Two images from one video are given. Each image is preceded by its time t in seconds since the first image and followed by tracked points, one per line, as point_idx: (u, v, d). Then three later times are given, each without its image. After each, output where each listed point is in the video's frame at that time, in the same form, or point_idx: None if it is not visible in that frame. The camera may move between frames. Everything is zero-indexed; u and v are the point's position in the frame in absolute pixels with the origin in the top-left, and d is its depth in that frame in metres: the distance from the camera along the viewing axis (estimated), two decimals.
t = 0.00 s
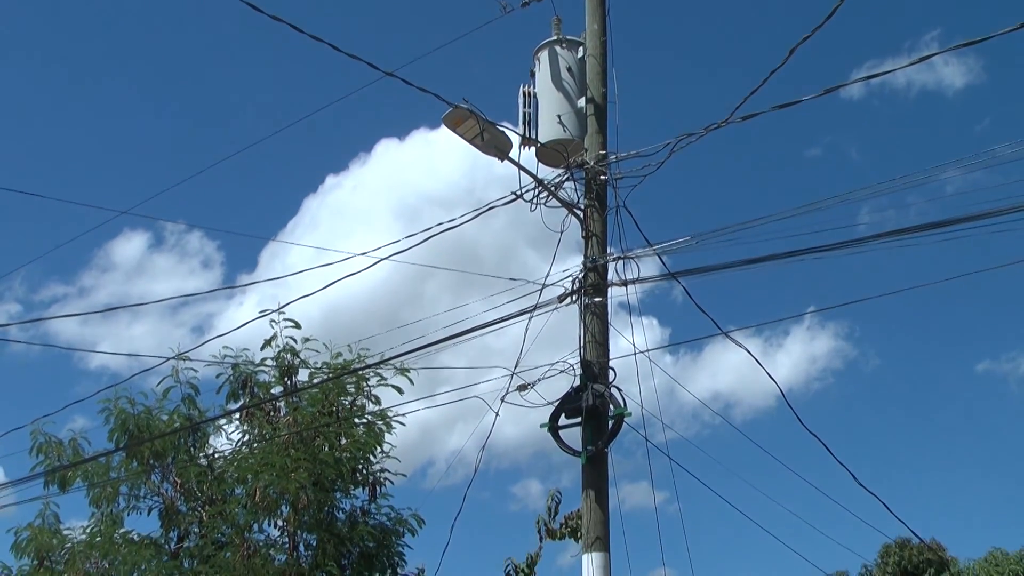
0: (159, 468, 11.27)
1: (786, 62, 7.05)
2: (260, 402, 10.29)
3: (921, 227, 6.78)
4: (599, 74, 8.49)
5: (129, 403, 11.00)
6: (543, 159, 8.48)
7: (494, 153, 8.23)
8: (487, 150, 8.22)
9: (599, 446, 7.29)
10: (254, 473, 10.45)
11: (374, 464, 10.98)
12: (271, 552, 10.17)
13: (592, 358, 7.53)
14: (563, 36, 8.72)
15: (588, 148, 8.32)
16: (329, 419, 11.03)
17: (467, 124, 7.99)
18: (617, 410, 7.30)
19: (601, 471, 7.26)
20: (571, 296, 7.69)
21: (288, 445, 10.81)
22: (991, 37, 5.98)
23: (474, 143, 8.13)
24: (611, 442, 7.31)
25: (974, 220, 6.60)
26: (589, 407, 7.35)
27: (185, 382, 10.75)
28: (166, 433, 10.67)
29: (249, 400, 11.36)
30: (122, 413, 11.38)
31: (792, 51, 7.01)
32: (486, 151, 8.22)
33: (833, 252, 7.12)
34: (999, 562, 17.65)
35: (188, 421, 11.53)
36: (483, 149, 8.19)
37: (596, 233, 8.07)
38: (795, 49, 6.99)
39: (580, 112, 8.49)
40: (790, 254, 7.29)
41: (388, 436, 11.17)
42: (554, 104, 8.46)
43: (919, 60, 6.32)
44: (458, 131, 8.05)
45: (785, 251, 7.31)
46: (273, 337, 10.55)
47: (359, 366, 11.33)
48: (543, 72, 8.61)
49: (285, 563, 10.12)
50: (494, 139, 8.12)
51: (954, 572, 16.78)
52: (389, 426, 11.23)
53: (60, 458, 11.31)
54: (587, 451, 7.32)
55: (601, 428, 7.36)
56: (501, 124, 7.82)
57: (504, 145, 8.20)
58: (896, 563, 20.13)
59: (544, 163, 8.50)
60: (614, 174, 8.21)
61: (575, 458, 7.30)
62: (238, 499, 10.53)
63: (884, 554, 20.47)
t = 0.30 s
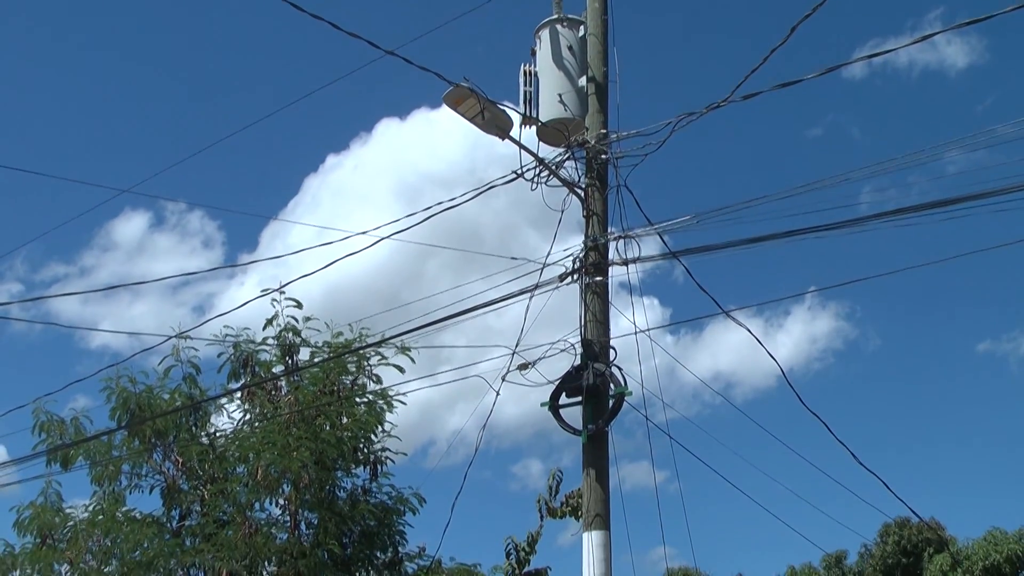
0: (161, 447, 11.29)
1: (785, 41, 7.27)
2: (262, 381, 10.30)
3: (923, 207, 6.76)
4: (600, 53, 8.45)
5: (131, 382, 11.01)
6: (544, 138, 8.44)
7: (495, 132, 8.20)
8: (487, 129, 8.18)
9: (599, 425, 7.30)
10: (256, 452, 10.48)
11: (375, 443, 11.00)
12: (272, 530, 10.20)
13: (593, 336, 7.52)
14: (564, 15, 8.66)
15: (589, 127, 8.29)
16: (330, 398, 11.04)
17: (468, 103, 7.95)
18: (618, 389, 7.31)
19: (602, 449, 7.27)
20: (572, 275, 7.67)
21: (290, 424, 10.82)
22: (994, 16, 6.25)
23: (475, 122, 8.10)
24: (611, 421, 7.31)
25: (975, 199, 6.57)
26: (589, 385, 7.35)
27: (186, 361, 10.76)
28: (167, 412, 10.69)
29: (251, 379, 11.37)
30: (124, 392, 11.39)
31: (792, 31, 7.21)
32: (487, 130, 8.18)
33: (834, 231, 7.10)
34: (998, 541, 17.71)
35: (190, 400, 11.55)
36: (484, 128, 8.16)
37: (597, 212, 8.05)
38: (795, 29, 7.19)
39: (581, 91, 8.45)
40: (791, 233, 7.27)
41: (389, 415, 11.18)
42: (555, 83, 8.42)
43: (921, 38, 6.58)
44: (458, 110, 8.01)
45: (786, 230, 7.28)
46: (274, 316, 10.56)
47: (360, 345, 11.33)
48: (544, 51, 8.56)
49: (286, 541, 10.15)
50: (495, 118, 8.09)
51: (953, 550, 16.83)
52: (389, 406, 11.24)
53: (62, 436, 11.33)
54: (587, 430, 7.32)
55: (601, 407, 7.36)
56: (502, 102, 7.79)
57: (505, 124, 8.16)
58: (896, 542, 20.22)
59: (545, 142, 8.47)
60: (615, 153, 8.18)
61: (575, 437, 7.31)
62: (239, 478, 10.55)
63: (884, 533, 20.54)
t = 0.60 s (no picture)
0: (162, 425, 11.31)
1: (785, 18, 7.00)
2: (262, 359, 10.30)
3: (924, 184, 6.72)
4: (600, 30, 8.39)
5: (131, 360, 11.01)
6: (544, 117, 8.40)
7: (495, 110, 8.15)
8: (488, 107, 8.14)
9: (599, 403, 7.29)
10: (256, 430, 10.49)
11: (375, 421, 11.01)
12: (273, 508, 10.22)
13: (593, 315, 7.51)
14: None
15: (590, 104, 8.24)
16: (331, 375, 11.04)
17: (468, 81, 7.90)
18: (618, 367, 7.30)
19: (602, 427, 7.27)
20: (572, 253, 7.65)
21: (290, 402, 10.83)
22: None
23: (475, 100, 8.05)
24: (611, 399, 7.31)
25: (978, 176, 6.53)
26: (589, 363, 7.34)
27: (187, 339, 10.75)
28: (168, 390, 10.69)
29: (251, 357, 11.38)
30: (125, 370, 11.40)
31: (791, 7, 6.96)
32: (487, 108, 8.13)
33: (834, 209, 7.07)
34: (997, 520, 17.78)
35: (190, 378, 11.56)
36: (484, 106, 8.11)
37: (597, 190, 8.01)
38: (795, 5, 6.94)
39: (582, 69, 8.40)
40: (792, 212, 7.24)
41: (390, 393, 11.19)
42: (555, 61, 8.36)
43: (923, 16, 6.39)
44: (458, 88, 7.97)
45: (787, 208, 7.24)
46: (274, 294, 10.55)
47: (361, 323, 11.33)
48: (545, 28, 8.50)
49: (287, 519, 10.17)
50: (495, 96, 8.04)
51: (951, 529, 16.90)
52: (390, 384, 11.24)
53: (63, 414, 11.35)
54: (588, 408, 7.32)
55: (601, 385, 7.35)
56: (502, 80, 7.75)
57: (506, 102, 8.11)
58: (895, 520, 20.30)
59: (546, 120, 8.42)
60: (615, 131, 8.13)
61: (575, 415, 7.31)
62: (240, 456, 10.57)
63: (883, 512, 20.61)
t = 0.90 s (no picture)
0: (162, 403, 11.31)
1: None
2: (262, 338, 10.28)
3: (924, 162, 6.69)
4: (601, 8, 8.33)
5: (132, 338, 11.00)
6: (544, 95, 8.35)
7: (495, 89, 8.10)
8: (488, 86, 8.09)
9: (599, 381, 7.29)
10: (257, 408, 10.49)
11: (375, 400, 11.01)
12: (274, 486, 10.24)
13: (593, 293, 7.48)
14: None
15: (590, 83, 8.19)
16: (331, 355, 11.03)
17: (468, 59, 7.85)
18: (618, 346, 7.29)
19: (601, 406, 7.26)
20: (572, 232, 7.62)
21: (291, 380, 10.83)
22: None
23: (475, 78, 8.00)
24: (611, 377, 7.30)
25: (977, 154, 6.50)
26: (589, 342, 7.33)
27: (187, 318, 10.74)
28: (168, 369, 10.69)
29: (251, 336, 11.37)
30: (125, 348, 11.39)
31: None
32: (487, 87, 8.08)
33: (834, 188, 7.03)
34: (994, 499, 17.83)
35: (191, 356, 11.55)
36: (484, 84, 8.06)
37: (597, 168, 7.98)
38: None
39: (582, 47, 8.35)
40: (792, 190, 7.21)
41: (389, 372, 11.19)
42: (555, 39, 8.30)
43: None
44: (458, 66, 7.91)
45: (787, 187, 7.22)
46: (274, 273, 10.53)
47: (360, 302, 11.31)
48: (545, 6, 8.43)
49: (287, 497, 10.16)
50: (496, 74, 7.99)
51: (950, 507, 16.95)
52: (390, 362, 11.24)
53: (64, 392, 11.35)
54: (587, 386, 7.31)
55: (601, 363, 7.34)
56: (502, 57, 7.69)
57: (506, 81, 8.05)
58: (894, 499, 20.35)
59: (546, 98, 8.37)
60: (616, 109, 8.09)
61: (575, 393, 7.30)
62: (240, 434, 10.57)
63: (882, 491, 20.65)
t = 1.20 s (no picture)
0: (163, 380, 11.32)
1: None
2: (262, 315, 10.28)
3: (924, 139, 6.66)
4: None
5: (131, 315, 11.00)
6: (544, 72, 8.30)
7: (495, 66, 8.05)
8: (488, 63, 8.04)
9: (599, 358, 7.29)
10: (258, 385, 10.51)
11: (376, 377, 11.02)
12: (275, 463, 10.26)
13: (593, 270, 7.48)
14: None
15: (590, 59, 8.15)
16: (332, 332, 11.03)
17: (467, 35, 7.81)
18: (618, 323, 7.28)
19: (601, 383, 7.27)
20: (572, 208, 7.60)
21: (291, 358, 10.83)
22: None
23: (475, 55, 7.95)
24: (611, 354, 7.30)
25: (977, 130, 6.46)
26: (589, 319, 7.32)
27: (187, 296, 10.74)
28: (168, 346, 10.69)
29: (251, 313, 11.37)
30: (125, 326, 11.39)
31: None
32: (486, 64, 8.04)
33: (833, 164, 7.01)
34: (993, 476, 17.86)
35: (191, 334, 11.56)
36: (484, 61, 8.01)
37: (597, 145, 7.94)
38: None
39: (582, 23, 8.30)
40: (792, 167, 7.19)
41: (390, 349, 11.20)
42: (555, 16, 8.25)
43: None
44: (458, 42, 7.86)
45: (786, 164, 7.19)
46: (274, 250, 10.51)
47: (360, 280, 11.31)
48: None
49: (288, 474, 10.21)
50: (495, 51, 7.94)
51: (948, 484, 16.98)
52: (390, 340, 11.25)
53: (64, 369, 11.35)
54: (587, 363, 7.31)
55: (601, 340, 7.34)
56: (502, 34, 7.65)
57: (505, 57, 8.01)
58: (893, 477, 20.41)
59: (545, 75, 8.32)
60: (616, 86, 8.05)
61: (575, 370, 7.31)
62: (241, 411, 10.59)
63: (881, 468, 20.71)
